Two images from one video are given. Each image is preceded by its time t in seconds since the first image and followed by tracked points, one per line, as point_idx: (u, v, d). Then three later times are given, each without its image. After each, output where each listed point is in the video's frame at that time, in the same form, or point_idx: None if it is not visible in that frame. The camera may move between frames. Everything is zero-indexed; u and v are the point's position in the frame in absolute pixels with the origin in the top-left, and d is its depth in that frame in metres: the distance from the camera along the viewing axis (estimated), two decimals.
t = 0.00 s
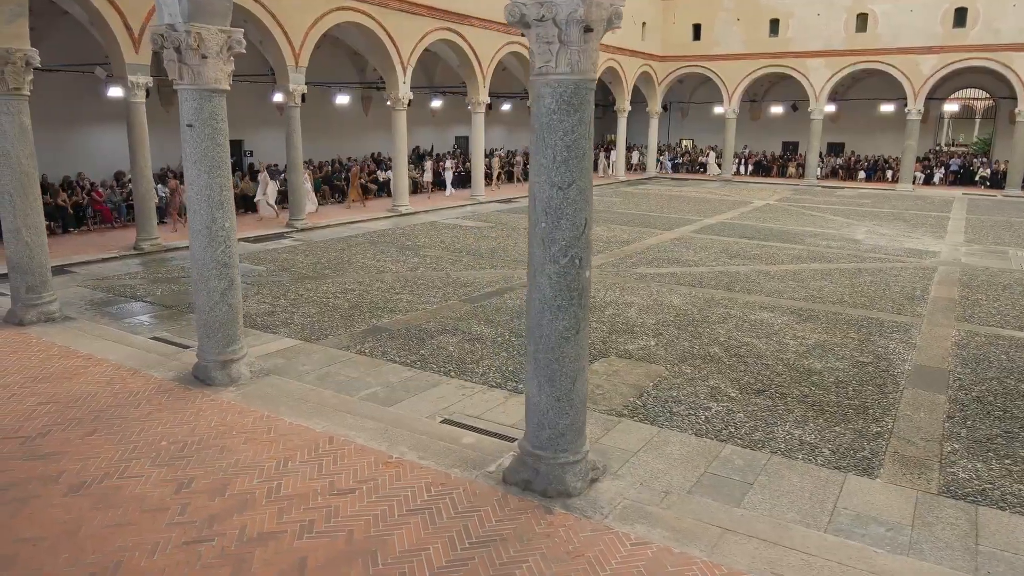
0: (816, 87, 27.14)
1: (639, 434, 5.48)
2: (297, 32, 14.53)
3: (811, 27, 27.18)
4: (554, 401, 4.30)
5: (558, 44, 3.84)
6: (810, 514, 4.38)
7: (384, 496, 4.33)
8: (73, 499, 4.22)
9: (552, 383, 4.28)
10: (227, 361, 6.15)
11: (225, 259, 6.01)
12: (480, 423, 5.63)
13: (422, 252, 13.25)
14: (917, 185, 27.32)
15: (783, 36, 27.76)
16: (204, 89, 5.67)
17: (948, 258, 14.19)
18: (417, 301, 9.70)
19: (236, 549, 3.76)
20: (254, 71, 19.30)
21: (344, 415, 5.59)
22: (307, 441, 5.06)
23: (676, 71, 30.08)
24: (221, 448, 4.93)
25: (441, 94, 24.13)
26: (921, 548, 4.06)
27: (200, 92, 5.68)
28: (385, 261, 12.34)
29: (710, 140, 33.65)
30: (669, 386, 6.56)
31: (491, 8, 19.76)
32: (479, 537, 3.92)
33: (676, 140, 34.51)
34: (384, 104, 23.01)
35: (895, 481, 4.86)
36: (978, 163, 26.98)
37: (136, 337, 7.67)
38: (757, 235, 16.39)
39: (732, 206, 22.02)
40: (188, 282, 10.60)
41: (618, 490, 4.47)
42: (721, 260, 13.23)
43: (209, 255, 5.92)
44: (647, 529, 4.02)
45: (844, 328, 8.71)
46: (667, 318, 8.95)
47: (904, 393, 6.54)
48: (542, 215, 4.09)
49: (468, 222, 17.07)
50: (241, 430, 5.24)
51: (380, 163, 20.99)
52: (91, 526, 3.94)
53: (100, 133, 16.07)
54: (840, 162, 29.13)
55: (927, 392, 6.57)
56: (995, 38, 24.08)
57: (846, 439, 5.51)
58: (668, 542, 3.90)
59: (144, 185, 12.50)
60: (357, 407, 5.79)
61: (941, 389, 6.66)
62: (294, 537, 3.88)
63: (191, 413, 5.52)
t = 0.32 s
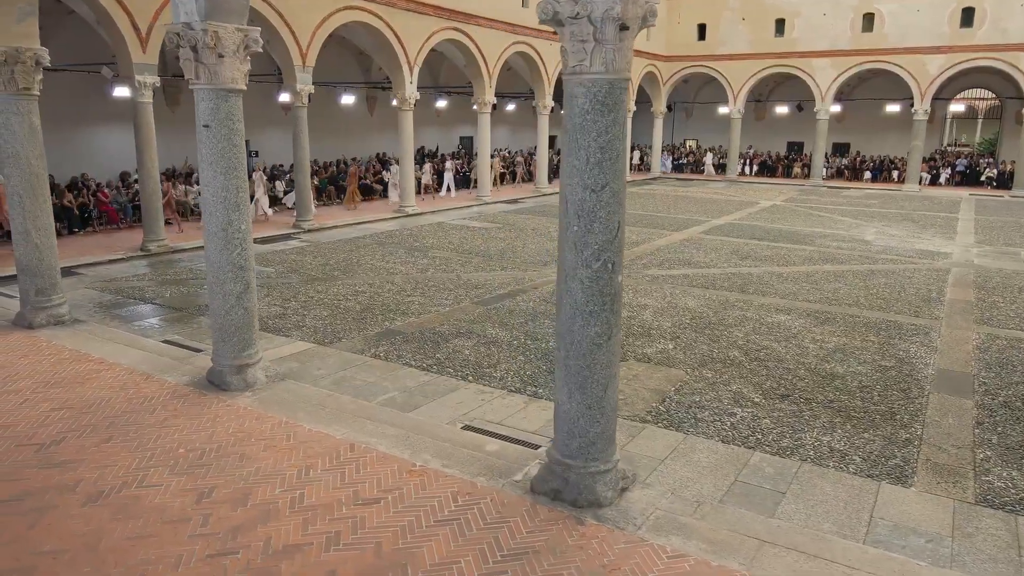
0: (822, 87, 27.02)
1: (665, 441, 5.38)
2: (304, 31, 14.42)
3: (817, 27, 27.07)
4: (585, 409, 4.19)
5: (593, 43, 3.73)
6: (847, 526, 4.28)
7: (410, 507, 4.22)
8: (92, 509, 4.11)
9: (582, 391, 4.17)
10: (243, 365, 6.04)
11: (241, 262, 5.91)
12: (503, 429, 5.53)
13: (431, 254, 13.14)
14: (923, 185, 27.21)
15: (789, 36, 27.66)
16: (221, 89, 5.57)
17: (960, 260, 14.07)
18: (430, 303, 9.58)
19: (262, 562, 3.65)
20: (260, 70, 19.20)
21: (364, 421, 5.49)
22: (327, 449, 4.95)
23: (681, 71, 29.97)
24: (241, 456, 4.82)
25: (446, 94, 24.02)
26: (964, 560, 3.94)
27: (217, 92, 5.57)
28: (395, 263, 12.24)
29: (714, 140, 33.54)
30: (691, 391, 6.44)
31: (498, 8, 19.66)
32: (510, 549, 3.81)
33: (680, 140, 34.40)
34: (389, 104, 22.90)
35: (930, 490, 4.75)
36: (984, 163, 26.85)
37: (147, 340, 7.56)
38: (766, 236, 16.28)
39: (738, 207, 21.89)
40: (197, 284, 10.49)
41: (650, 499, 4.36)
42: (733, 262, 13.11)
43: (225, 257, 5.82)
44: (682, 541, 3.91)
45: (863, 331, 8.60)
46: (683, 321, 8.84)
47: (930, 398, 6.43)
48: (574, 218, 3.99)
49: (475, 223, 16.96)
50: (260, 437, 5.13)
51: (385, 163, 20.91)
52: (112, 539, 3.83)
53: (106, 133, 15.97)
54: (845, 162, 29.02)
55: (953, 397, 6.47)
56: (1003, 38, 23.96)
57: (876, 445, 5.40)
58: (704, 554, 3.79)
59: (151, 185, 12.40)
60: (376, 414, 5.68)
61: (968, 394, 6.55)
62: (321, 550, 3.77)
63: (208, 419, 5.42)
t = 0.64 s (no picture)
0: (827, 88, 26.91)
1: (692, 448, 5.28)
2: (312, 30, 14.31)
3: (823, 26, 26.95)
4: (617, 418, 4.08)
5: (630, 41, 3.63)
6: (886, 537, 4.17)
7: (438, 517, 4.11)
8: (111, 521, 4.00)
9: (615, 399, 4.06)
10: (259, 370, 5.94)
11: (257, 265, 5.80)
12: (525, 435, 5.42)
13: (440, 255, 13.03)
14: (929, 185, 27.10)
15: (795, 35, 27.55)
16: (238, 89, 5.46)
17: (973, 261, 13.94)
18: (442, 305, 9.47)
19: None
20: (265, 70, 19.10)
21: (384, 428, 5.38)
22: (349, 457, 4.84)
23: (686, 71, 29.86)
24: (261, 464, 4.71)
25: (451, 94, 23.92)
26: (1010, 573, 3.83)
27: (234, 92, 5.46)
28: (404, 264, 12.14)
29: (719, 140, 33.43)
30: (714, 396, 6.34)
31: (504, 8, 19.55)
32: (544, 562, 3.70)
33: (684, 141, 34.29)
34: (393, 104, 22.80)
35: (966, 499, 4.64)
36: (991, 163, 26.74)
37: (158, 344, 7.44)
38: (776, 237, 16.16)
39: (746, 207, 21.77)
40: (205, 286, 10.39)
41: (683, 509, 4.26)
42: (744, 263, 13.00)
43: (241, 261, 5.71)
44: (720, 553, 3.80)
45: (882, 334, 8.49)
46: (700, 324, 8.73)
47: (956, 403, 6.32)
48: (608, 222, 3.87)
49: (482, 224, 16.85)
50: (280, 444, 5.02)
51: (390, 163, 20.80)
52: (134, 552, 3.72)
53: (111, 134, 15.87)
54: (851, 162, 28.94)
55: (980, 402, 6.36)
56: (1010, 37, 23.85)
57: (907, 452, 5.29)
58: (744, 568, 3.68)
59: (158, 187, 12.29)
60: (396, 420, 5.57)
61: (994, 399, 6.44)
62: (349, 564, 3.66)
63: (225, 425, 5.31)
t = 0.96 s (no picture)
0: (833, 87, 26.79)
1: (719, 454, 5.18)
2: (319, 30, 14.20)
3: (828, 26, 26.84)
4: (651, 426, 3.98)
5: (668, 39, 3.52)
6: (925, 547, 4.07)
7: (467, 528, 4.01)
8: (132, 533, 3.89)
9: (649, 407, 3.95)
10: (276, 375, 5.83)
11: (273, 268, 5.69)
12: (549, 441, 5.32)
13: (449, 256, 12.92)
14: (935, 185, 27.00)
15: (800, 35, 27.44)
16: (255, 88, 5.35)
17: (985, 262, 13.84)
18: (454, 308, 9.36)
19: None
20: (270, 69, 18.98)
21: (405, 434, 5.27)
22: (371, 465, 4.74)
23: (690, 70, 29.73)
24: (282, 472, 4.61)
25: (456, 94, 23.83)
26: None
27: (251, 91, 5.35)
28: (413, 265, 12.04)
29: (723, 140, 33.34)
30: (737, 401, 6.23)
31: (510, 8, 19.45)
32: None
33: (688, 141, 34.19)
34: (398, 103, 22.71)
35: (1004, 507, 4.54)
36: (997, 163, 26.63)
37: (169, 347, 7.33)
38: (785, 238, 16.05)
39: (752, 208, 21.65)
40: (214, 288, 10.27)
41: (717, 519, 4.16)
42: (755, 264, 12.91)
43: (258, 263, 5.60)
44: (759, 566, 3.70)
45: (901, 337, 8.38)
46: (716, 327, 8.63)
47: (982, 407, 6.22)
48: (643, 225, 3.77)
49: (489, 225, 16.75)
50: (300, 451, 4.91)
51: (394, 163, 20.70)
52: (155, 565, 3.61)
53: (116, 134, 15.77)
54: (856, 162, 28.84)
55: (1007, 407, 6.26)
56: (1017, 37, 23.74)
57: (938, 459, 5.19)
58: None
59: (165, 187, 12.18)
60: (416, 425, 5.46)
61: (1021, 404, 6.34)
62: None
63: (242, 432, 5.20)
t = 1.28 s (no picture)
0: (839, 87, 26.68)
1: (749, 461, 5.07)
2: (326, 29, 14.09)
3: (835, 25, 26.73)
4: (688, 434, 3.87)
5: (710, 37, 3.42)
6: (969, 559, 3.95)
7: (498, 539, 3.90)
8: (153, 545, 3.78)
9: (685, 415, 3.84)
10: (293, 380, 5.72)
11: (291, 270, 5.59)
12: (574, 448, 5.21)
13: (458, 257, 12.82)
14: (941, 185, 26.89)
15: (805, 34, 27.32)
16: (274, 87, 5.24)
17: (997, 263, 13.74)
18: (466, 309, 9.25)
19: None
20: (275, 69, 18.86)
21: (428, 440, 5.15)
22: (394, 473, 4.63)
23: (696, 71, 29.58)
24: (305, 480, 4.50)
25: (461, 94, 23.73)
26: None
27: (270, 91, 5.24)
28: (423, 266, 11.93)
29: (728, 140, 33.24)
30: (762, 406, 6.13)
31: (517, 7, 19.34)
32: None
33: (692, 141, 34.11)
34: (403, 103, 22.61)
35: None
36: (1003, 164, 26.51)
37: (180, 350, 7.21)
38: (795, 238, 15.95)
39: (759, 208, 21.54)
40: (223, 290, 10.15)
41: (754, 530, 4.05)
42: (767, 265, 12.80)
43: (275, 266, 5.50)
44: None
45: (922, 340, 8.27)
46: (734, 329, 8.51)
47: (1011, 412, 6.12)
48: (682, 229, 3.66)
49: (497, 225, 16.64)
50: (321, 459, 4.79)
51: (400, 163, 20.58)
52: None
53: (122, 134, 15.68)
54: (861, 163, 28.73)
55: None
56: None
57: (972, 466, 5.10)
58: None
59: (172, 188, 12.06)
60: (438, 432, 5.35)
61: None
62: None
63: (261, 438, 5.10)
